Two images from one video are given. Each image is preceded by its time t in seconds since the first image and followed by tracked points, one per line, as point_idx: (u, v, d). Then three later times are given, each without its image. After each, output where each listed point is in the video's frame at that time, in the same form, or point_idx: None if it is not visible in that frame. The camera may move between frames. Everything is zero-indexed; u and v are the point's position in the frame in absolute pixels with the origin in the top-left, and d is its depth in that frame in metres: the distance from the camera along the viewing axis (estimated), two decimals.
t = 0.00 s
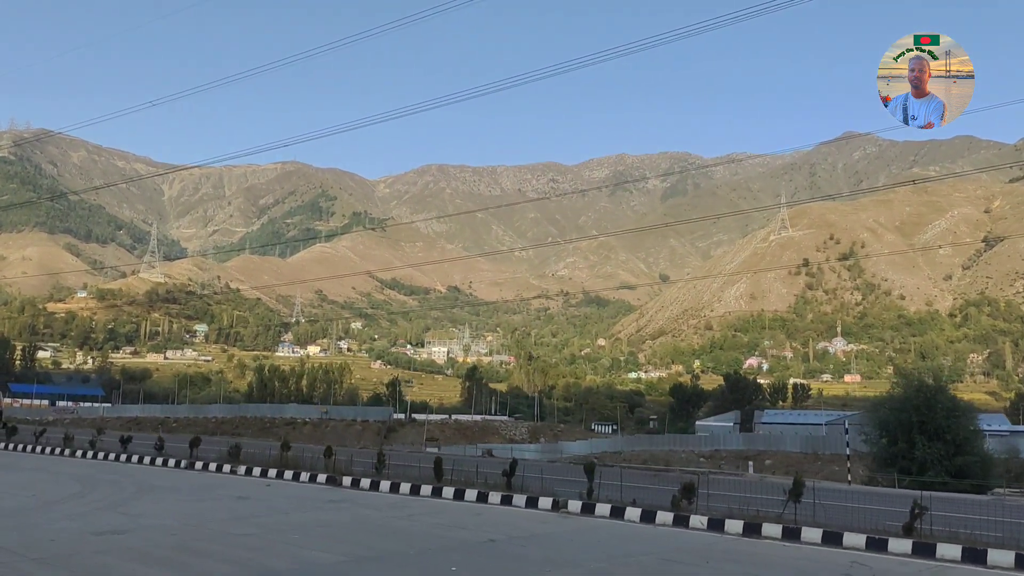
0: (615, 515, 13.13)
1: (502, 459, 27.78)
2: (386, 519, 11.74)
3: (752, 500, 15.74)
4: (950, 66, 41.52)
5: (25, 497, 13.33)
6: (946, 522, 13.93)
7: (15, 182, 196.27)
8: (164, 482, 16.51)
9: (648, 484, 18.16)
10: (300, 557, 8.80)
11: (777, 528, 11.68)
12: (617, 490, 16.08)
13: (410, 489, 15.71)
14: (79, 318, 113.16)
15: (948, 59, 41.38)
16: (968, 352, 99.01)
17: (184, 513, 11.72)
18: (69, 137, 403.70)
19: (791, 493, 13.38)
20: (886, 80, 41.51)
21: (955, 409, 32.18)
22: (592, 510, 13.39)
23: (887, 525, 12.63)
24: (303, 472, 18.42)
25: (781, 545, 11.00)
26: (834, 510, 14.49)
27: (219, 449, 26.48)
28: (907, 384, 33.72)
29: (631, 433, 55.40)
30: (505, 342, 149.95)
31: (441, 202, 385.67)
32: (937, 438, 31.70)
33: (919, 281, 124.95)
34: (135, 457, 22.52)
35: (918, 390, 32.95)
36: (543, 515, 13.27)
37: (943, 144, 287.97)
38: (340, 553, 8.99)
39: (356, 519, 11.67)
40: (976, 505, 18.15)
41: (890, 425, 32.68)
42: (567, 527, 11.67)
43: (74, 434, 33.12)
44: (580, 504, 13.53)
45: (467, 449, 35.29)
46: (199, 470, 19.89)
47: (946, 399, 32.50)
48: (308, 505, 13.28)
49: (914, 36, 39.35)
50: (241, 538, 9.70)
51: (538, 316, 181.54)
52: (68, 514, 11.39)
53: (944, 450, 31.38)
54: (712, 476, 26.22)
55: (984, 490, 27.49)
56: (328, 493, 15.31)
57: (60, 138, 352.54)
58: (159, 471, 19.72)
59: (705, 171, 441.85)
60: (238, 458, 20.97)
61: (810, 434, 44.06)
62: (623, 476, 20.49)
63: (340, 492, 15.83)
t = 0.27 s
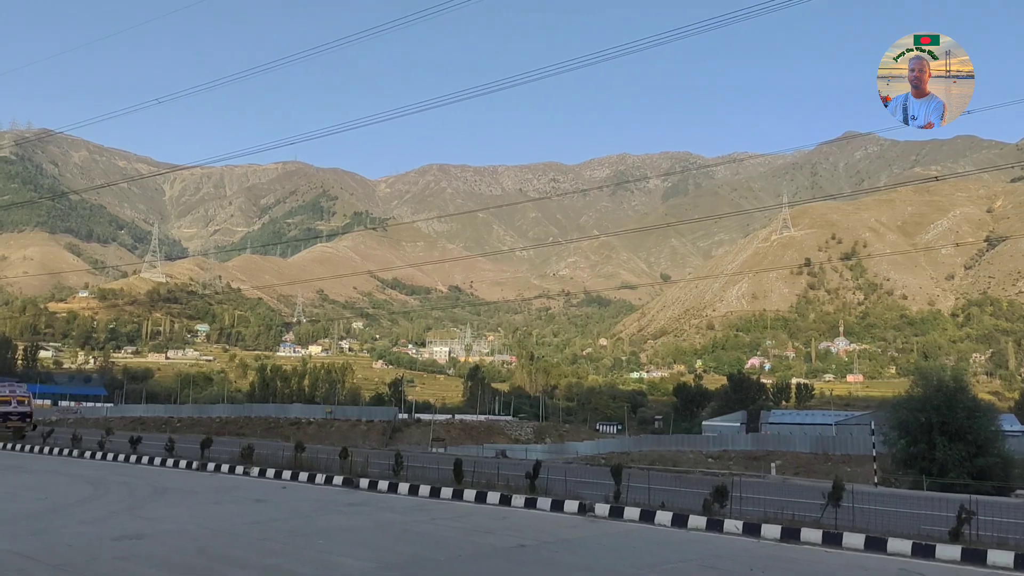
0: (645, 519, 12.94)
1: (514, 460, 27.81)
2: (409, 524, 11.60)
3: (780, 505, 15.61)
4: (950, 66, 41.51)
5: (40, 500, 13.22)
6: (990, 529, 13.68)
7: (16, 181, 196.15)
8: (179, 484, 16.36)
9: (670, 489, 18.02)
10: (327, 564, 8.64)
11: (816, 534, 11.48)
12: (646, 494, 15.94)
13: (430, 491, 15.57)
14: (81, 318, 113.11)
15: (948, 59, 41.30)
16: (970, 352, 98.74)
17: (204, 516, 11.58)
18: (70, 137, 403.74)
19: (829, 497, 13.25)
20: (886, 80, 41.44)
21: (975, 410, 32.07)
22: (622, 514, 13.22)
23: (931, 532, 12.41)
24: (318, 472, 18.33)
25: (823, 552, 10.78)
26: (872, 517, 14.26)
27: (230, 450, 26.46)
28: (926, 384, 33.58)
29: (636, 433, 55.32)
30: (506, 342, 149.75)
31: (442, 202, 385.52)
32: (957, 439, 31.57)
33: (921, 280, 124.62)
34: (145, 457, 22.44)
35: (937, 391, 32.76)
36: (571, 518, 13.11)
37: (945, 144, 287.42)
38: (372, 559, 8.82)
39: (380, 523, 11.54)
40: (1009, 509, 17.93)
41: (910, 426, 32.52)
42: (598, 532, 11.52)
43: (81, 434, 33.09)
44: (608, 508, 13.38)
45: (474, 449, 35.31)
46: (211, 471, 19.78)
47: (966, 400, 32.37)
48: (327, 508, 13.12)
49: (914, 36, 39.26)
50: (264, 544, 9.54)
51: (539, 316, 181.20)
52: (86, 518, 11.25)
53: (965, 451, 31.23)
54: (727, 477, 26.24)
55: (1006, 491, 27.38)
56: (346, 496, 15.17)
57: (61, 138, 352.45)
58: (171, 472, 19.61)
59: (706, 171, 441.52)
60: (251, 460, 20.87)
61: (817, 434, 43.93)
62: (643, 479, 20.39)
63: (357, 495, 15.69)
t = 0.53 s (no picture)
0: (677, 524, 12.66)
1: (528, 462, 27.84)
2: (437, 529, 11.43)
3: (812, 511, 15.39)
4: (950, 67, 41.22)
5: (59, 504, 13.09)
6: None
7: (19, 181, 196.24)
8: (194, 488, 16.25)
9: (695, 493, 17.83)
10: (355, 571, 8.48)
11: (860, 540, 11.18)
12: (677, 499, 15.72)
13: (452, 494, 15.44)
14: (83, 317, 113.15)
15: (948, 59, 41.18)
16: (974, 352, 98.44)
17: (228, 521, 11.44)
18: (73, 137, 404.29)
19: (872, 502, 12.99)
20: (886, 80, 41.35)
21: (998, 411, 32.07)
22: (653, 518, 12.95)
23: (978, 540, 12.08)
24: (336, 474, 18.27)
25: (868, 560, 10.46)
26: (915, 524, 13.95)
27: (243, 452, 26.46)
28: (948, 386, 33.64)
29: (641, 434, 55.21)
30: (509, 342, 149.50)
31: (444, 202, 385.37)
32: (982, 441, 31.56)
33: (924, 281, 124.28)
34: (157, 459, 22.36)
35: (960, 392, 32.82)
36: (601, 522, 12.88)
37: (947, 144, 286.64)
38: (399, 569, 8.64)
39: (407, 528, 11.39)
40: None
41: (932, 428, 32.57)
42: (632, 537, 11.28)
43: (92, 434, 33.06)
44: (640, 511, 13.13)
45: (483, 450, 35.31)
46: (226, 473, 19.70)
47: (989, 401, 32.37)
48: (352, 512, 12.94)
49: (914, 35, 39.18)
50: (286, 551, 9.38)
51: (542, 315, 181.03)
52: (107, 523, 11.09)
53: (989, 452, 31.21)
54: (744, 479, 26.22)
55: None
56: (366, 499, 15.04)
57: (64, 138, 352.74)
58: (185, 475, 19.50)
59: (709, 171, 441.21)
60: (265, 462, 20.82)
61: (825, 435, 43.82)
62: (665, 483, 20.24)
63: (377, 498, 15.57)
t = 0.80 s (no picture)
0: (714, 529, 12.45)
1: (544, 465, 27.85)
2: (466, 533, 11.29)
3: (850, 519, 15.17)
4: (950, 66, 40.97)
5: (72, 506, 13.02)
6: None
7: (22, 180, 196.47)
8: (209, 489, 16.16)
9: (727, 499, 17.62)
10: None
11: (910, 547, 10.91)
12: (711, 504, 15.54)
13: (475, 497, 15.29)
14: (86, 316, 113.14)
15: (948, 59, 40.89)
16: (977, 352, 98.22)
17: (248, 525, 11.30)
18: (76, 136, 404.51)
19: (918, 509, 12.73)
20: (887, 80, 41.22)
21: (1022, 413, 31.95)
22: (687, 522, 12.76)
23: None
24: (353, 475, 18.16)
25: (919, 567, 10.20)
26: (962, 532, 13.67)
27: (257, 453, 26.58)
28: (970, 387, 33.54)
29: (646, 433, 55.16)
30: (511, 342, 149.25)
31: (446, 201, 385.10)
32: (1005, 443, 31.45)
33: (927, 281, 123.96)
34: (171, 458, 22.32)
35: (983, 394, 32.69)
36: (631, 527, 12.69)
37: (950, 143, 285.74)
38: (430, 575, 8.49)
39: (431, 533, 11.22)
40: None
41: (954, 429, 32.44)
42: (668, 542, 11.08)
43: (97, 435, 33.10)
44: (672, 516, 12.93)
45: (490, 450, 35.29)
46: (240, 474, 19.65)
47: (1012, 403, 32.27)
48: (372, 514, 12.84)
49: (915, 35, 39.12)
50: (309, 555, 9.24)
51: (544, 315, 180.81)
52: (125, 526, 11.01)
53: (1013, 454, 31.09)
54: (765, 482, 26.09)
55: None
56: (384, 501, 14.92)
57: (67, 137, 352.84)
58: (200, 474, 19.50)
59: (711, 170, 440.91)
60: (281, 462, 20.76)
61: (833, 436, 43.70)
62: (692, 488, 20.08)
63: (397, 499, 15.46)
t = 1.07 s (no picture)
0: (754, 535, 12.30)
1: (558, 466, 27.97)
2: (498, 538, 11.17)
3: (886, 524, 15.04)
4: (950, 66, 41.85)
5: (92, 509, 13.01)
6: None
7: (24, 178, 196.58)
8: (226, 490, 16.18)
9: (760, 502, 17.51)
10: None
11: (964, 555, 10.74)
12: (745, 508, 15.43)
13: (501, 500, 15.18)
14: (89, 314, 113.19)
15: (948, 59, 41.68)
16: (980, 352, 98.18)
17: (274, 530, 11.25)
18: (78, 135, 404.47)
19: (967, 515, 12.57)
20: (887, 80, 41.28)
21: None
22: (724, 527, 12.60)
23: None
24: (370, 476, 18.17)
25: None
26: (1010, 538, 13.51)
27: (271, 454, 26.68)
28: (995, 390, 33.52)
29: (652, 434, 55.17)
30: (513, 341, 149.08)
31: (448, 200, 384.92)
32: None
33: (930, 281, 123.77)
34: (184, 458, 22.36)
35: (1008, 395, 32.67)
36: (667, 531, 12.53)
37: (953, 143, 284.90)
38: None
39: (463, 537, 11.11)
40: None
41: (977, 429, 32.46)
42: (707, 548, 10.97)
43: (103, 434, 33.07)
44: (709, 521, 12.76)
45: (498, 449, 35.26)
46: (255, 475, 19.68)
47: None
48: (398, 517, 12.82)
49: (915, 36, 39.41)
50: (341, 562, 9.14)
51: (546, 314, 180.66)
52: (150, 530, 10.98)
53: None
54: (791, 485, 26.09)
55: None
56: (406, 504, 14.89)
57: (69, 135, 352.75)
58: (214, 475, 19.53)
59: (713, 170, 440.59)
60: (296, 463, 20.84)
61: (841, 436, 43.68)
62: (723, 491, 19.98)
63: (420, 501, 15.43)
